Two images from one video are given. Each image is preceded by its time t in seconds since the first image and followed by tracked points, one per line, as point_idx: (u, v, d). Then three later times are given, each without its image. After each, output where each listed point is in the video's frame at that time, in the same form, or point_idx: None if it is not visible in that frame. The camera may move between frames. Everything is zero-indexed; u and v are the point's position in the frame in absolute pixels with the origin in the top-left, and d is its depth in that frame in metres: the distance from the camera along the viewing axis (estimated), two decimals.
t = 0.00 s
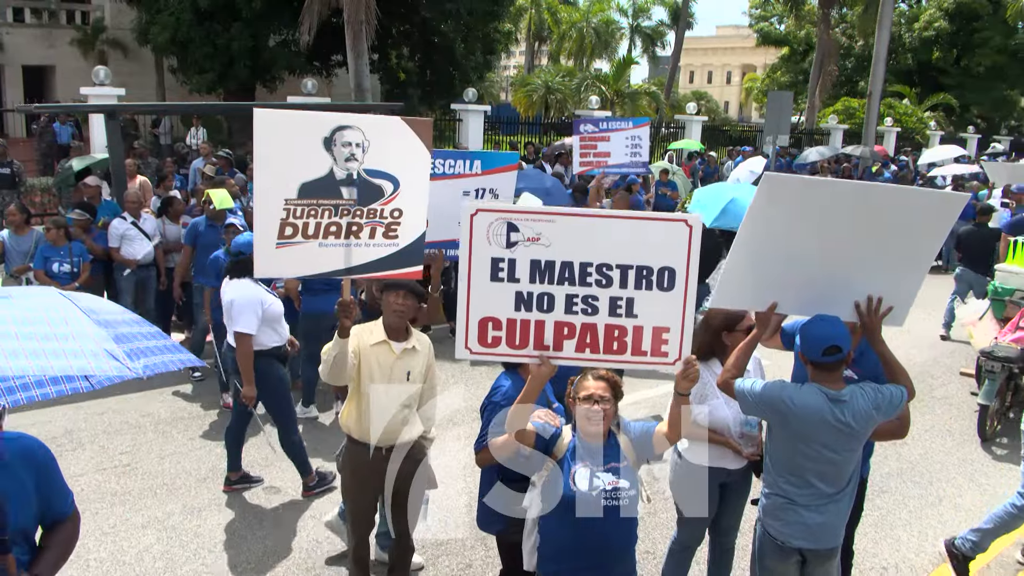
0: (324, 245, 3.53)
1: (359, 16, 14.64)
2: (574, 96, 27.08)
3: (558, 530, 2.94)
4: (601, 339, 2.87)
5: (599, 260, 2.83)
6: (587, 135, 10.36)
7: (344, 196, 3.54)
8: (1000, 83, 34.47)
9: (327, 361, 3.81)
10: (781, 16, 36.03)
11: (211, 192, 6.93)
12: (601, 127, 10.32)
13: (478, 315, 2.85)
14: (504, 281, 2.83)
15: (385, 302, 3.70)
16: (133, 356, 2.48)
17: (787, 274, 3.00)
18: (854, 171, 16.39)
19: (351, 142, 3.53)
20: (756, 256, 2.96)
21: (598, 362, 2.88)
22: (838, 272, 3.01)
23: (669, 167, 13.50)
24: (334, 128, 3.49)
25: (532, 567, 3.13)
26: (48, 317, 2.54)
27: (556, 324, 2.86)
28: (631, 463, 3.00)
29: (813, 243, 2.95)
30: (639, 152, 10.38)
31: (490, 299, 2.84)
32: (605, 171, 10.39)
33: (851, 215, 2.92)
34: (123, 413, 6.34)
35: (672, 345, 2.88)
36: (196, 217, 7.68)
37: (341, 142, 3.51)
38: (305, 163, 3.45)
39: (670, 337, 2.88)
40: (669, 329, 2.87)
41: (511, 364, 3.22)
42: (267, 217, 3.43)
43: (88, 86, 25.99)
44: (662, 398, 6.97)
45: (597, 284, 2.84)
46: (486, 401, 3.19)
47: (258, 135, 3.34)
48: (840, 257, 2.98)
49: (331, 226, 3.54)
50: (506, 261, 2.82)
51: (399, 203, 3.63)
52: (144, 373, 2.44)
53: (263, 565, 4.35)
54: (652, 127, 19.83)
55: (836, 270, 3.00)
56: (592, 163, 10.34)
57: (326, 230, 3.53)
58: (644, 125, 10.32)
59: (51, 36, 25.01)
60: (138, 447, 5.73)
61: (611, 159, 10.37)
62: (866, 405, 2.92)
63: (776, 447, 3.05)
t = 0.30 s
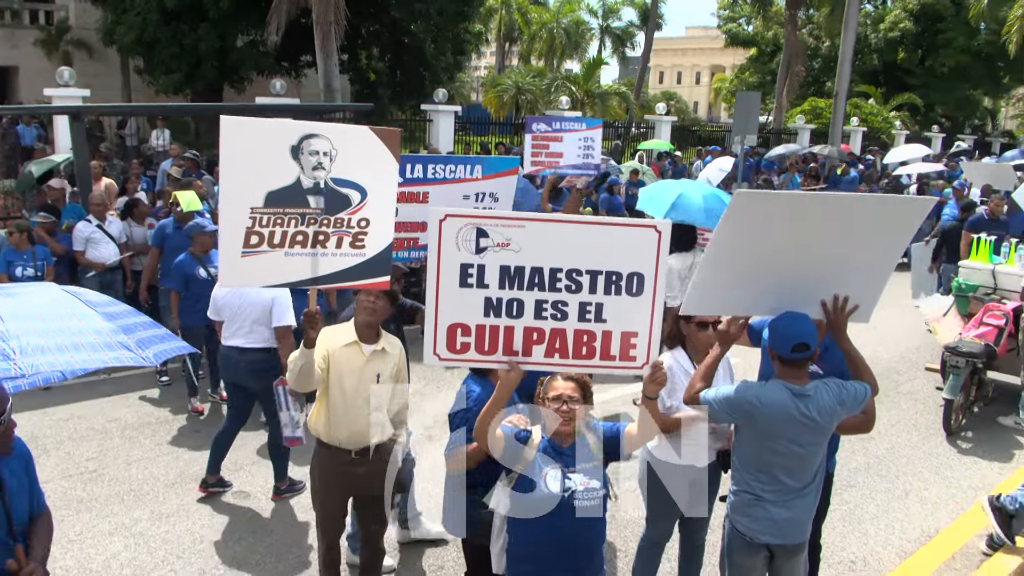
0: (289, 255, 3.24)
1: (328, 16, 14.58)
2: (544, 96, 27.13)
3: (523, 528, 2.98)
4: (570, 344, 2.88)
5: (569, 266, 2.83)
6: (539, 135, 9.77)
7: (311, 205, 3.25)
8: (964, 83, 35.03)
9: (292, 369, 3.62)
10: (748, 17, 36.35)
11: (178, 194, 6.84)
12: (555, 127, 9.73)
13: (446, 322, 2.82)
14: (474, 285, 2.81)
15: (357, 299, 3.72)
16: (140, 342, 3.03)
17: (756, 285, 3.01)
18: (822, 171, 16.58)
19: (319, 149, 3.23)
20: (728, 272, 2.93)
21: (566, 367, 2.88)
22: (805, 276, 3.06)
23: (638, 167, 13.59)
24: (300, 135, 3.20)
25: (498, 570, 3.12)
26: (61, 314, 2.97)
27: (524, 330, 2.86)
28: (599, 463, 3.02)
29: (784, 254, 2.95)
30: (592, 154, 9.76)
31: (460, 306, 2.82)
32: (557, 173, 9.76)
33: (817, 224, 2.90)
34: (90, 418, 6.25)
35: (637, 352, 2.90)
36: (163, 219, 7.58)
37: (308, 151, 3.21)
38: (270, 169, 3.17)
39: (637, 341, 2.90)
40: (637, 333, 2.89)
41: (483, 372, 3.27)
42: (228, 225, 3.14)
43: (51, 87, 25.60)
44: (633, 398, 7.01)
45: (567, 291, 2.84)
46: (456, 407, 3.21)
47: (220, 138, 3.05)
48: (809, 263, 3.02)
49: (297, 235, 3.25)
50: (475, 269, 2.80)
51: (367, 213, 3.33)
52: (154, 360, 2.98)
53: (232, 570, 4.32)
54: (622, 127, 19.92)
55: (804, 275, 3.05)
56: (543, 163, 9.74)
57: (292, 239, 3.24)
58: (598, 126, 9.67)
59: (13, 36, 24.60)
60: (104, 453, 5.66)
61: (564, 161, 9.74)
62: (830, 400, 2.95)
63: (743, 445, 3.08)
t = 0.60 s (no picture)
0: (251, 263, 3.15)
1: (291, 16, 14.47)
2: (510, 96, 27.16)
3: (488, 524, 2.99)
4: (542, 335, 2.89)
5: (542, 259, 2.82)
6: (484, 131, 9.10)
7: (272, 213, 3.17)
8: (922, 84, 35.67)
9: (255, 377, 3.61)
10: (711, 19, 36.71)
11: (138, 197, 6.74)
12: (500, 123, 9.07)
13: (421, 315, 2.77)
14: (448, 278, 2.76)
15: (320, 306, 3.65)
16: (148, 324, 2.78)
17: (726, 287, 3.01)
18: (784, 170, 16.79)
19: (278, 157, 3.15)
20: (702, 276, 2.91)
21: (538, 358, 2.90)
22: (768, 280, 3.11)
23: (603, 168, 13.66)
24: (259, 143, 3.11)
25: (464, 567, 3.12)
26: (66, 302, 2.70)
27: (498, 323, 2.84)
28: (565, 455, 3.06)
29: (754, 257, 2.98)
30: (539, 149, 9.09)
31: (434, 301, 2.77)
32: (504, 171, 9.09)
33: (777, 226, 2.94)
34: (49, 425, 6.14)
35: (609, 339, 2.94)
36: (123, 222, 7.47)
37: (267, 158, 3.13)
38: (228, 177, 3.06)
39: (607, 330, 2.93)
40: (606, 323, 2.93)
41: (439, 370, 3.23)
42: (188, 234, 3.03)
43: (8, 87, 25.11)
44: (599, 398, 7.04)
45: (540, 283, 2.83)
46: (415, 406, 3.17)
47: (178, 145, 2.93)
48: (773, 266, 3.07)
49: (259, 244, 3.16)
50: (449, 263, 2.75)
51: (327, 220, 3.25)
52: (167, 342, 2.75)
53: None
54: (587, 128, 20.00)
55: (768, 278, 3.10)
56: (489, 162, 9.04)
57: (253, 247, 3.15)
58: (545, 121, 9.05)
59: None
60: (64, 460, 5.56)
61: (510, 158, 9.06)
62: (790, 396, 3.00)
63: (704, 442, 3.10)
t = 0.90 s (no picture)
0: (213, 260, 3.29)
1: (255, 17, 14.37)
2: (476, 98, 27.15)
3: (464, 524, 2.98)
4: (519, 346, 2.87)
5: (517, 273, 2.82)
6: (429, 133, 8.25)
7: (235, 209, 3.31)
8: (882, 86, 36.24)
9: (219, 378, 3.58)
10: (675, 22, 37.00)
11: (98, 200, 6.64)
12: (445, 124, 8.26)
13: (400, 332, 2.72)
14: (428, 293, 2.72)
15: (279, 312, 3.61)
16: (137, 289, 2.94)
17: (691, 280, 3.01)
18: (748, 171, 16.97)
19: (242, 153, 3.30)
20: (661, 276, 2.89)
21: (514, 369, 2.88)
22: (737, 279, 3.09)
23: (569, 169, 13.73)
24: (222, 140, 3.25)
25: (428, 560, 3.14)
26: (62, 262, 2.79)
27: (476, 336, 2.81)
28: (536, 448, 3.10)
29: (724, 262, 2.95)
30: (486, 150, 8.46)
31: (413, 316, 2.72)
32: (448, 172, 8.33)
33: (752, 241, 2.86)
34: (9, 433, 6.03)
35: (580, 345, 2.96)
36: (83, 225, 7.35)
37: (231, 154, 3.27)
38: (194, 174, 3.19)
39: (579, 339, 2.95)
40: (579, 333, 2.95)
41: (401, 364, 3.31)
42: (151, 230, 3.14)
43: None
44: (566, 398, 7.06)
45: (515, 295, 2.83)
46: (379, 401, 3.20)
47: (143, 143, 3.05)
48: (744, 270, 3.03)
49: (222, 240, 3.30)
50: (426, 278, 2.71)
51: (290, 216, 3.43)
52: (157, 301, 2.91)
53: None
54: (553, 130, 20.07)
55: (737, 278, 3.08)
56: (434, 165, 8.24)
57: (215, 244, 3.29)
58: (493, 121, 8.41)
59: None
60: (25, 469, 5.46)
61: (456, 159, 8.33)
62: (752, 393, 3.05)
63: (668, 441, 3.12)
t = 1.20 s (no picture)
0: (179, 245, 3.62)
1: (217, 17, 14.23)
2: (441, 98, 27.07)
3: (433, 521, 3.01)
4: (496, 336, 2.91)
5: (495, 264, 2.87)
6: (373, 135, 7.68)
7: (202, 196, 3.65)
8: (844, 86, 36.77)
9: (178, 370, 3.77)
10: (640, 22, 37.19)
11: (56, 202, 6.52)
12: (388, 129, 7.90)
13: (389, 329, 2.69)
14: (415, 287, 2.71)
15: (238, 314, 3.58)
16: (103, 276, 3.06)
17: (662, 274, 2.95)
18: (712, 171, 17.12)
19: (210, 140, 3.65)
20: (625, 276, 2.86)
21: (494, 359, 2.92)
22: (703, 275, 3.06)
23: (535, 169, 13.75)
24: (193, 126, 3.61)
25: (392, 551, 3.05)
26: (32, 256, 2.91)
27: (458, 330, 2.83)
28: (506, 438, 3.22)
29: (696, 257, 2.90)
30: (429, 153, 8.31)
31: (399, 313, 2.70)
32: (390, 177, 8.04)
33: (713, 246, 2.85)
34: None
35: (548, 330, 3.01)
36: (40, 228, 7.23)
37: (200, 141, 3.62)
38: (164, 160, 3.52)
39: (549, 327, 3.01)
40: (548, 320, 3.00)
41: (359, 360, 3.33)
42: (119, 214, 3.45)
43: None
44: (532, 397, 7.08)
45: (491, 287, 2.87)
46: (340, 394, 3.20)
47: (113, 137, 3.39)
48: (713, 265, 3.01)
49: (188, 226, 3.63)
50: (411, 274, 2.70)
51: (257, 204, 3.79)
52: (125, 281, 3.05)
53: None
54: (519, 131, 20.12)
55: (706, 273, 3.05)
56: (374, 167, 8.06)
57: (182, 229, 3.61)
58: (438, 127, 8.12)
59: None
60: None
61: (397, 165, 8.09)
62: (716, 391, 3.09)
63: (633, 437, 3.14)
